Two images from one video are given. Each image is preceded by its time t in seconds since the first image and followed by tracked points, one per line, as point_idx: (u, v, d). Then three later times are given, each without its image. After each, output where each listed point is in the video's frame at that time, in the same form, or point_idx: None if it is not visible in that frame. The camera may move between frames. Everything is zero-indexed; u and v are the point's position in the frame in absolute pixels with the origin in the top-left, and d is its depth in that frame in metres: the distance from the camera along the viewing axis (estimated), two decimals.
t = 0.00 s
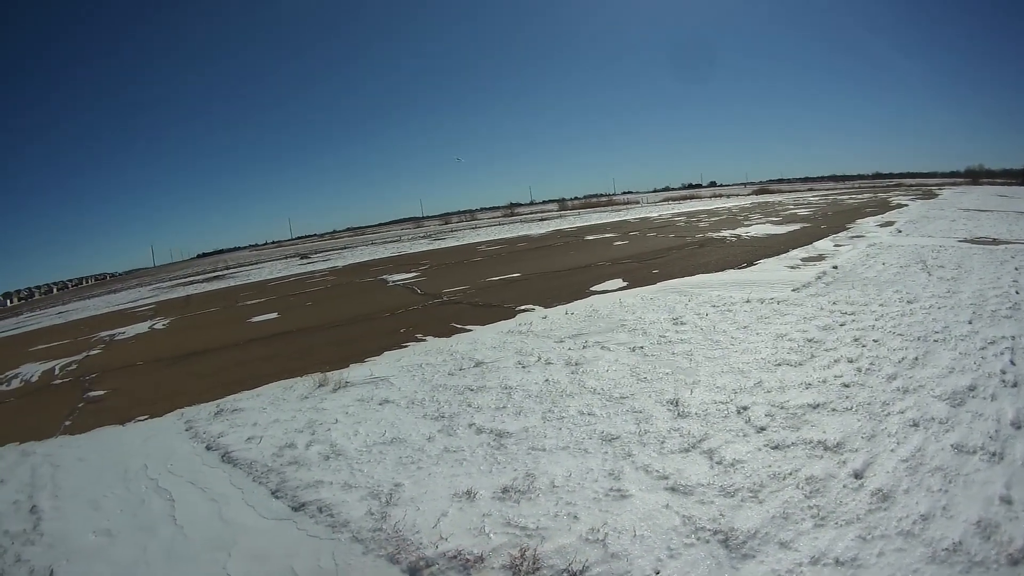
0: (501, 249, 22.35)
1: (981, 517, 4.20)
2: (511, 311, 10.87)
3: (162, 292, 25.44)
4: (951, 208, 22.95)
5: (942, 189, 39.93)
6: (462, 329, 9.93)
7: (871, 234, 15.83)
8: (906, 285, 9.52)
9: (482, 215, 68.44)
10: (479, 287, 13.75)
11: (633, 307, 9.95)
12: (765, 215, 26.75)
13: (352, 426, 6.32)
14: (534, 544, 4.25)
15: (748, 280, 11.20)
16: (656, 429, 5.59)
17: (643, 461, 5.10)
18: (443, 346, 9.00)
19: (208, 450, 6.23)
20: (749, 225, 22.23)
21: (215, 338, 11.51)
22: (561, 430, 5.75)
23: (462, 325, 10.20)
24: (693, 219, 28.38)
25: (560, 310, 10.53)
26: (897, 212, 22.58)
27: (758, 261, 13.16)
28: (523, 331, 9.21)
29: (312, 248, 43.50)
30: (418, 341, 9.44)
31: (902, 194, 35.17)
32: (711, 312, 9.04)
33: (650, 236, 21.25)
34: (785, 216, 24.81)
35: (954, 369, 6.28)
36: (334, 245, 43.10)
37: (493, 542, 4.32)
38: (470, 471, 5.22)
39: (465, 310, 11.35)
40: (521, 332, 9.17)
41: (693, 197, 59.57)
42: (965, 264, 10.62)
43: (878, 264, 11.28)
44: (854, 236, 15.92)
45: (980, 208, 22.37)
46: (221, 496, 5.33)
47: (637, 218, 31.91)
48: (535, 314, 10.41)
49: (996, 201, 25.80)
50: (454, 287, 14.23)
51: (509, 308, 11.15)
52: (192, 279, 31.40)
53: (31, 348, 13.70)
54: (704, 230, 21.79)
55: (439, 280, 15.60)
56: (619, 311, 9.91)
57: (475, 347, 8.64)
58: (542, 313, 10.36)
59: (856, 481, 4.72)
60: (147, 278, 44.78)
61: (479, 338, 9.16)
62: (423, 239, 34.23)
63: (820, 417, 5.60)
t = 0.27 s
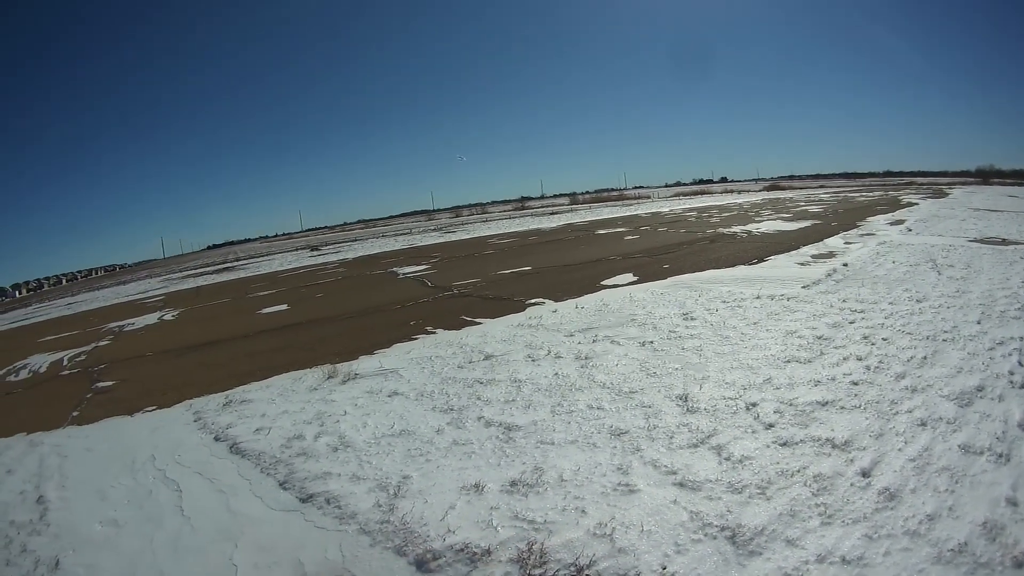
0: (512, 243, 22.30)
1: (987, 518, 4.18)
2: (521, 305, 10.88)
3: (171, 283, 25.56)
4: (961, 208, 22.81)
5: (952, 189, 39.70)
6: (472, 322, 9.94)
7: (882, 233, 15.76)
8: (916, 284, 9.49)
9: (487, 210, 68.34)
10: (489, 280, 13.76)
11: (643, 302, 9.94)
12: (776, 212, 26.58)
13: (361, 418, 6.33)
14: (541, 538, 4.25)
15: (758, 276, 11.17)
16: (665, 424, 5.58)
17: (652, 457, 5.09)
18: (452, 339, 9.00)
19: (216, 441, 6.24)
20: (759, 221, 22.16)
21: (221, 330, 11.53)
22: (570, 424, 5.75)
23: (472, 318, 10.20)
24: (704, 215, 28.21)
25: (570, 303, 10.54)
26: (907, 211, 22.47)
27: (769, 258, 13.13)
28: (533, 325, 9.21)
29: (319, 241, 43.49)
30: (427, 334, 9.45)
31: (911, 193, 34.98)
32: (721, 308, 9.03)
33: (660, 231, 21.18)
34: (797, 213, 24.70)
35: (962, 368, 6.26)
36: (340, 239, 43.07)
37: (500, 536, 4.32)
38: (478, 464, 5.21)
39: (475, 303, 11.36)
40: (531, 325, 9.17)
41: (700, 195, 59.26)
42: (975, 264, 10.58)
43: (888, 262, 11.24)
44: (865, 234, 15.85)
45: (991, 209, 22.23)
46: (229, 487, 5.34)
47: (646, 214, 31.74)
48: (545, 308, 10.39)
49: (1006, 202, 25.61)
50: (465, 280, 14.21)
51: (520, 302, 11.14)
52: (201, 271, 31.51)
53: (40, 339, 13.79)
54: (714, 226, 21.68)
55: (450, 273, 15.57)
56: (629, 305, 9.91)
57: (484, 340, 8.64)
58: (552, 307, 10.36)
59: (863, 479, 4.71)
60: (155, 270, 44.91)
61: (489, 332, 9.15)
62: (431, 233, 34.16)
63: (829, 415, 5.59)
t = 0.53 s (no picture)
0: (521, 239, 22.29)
1: (990, 522, 4.16)
2: (529, 301, 10.89)
3: (177, 276, 25.59)
4: (969, 211, 22.73)
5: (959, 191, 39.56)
6: (479, 318, 9.94)
7: (890, 234, 15.72)
8: (924, 286, 9.47)
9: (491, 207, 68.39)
10: (497, 276, 13.77)
11: (651, 300, 9.93)
12: (783, 212, 26.52)
13: (367, 412, 6.33)
14: (546, 535, 4.25)
15: (766, 275, 11.16)
16: (671, 422, 5.58)
17: (658, 455, 5.09)
18: (460, 334, 9.00)
19: (222, 434, 6.24)
20: (767, 221, 22.14)
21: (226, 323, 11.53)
22: (576, 421, 5.74)
23: (480, 313, 10.20)
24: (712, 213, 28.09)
25: (578, 300, 10.53)
26: (916, 213, 22.39)
27: (777, 257, 13.12)
28: (540, 321, 9.20)
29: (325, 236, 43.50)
30: (435, 329, 9.46)
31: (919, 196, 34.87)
32: (729, 307, 9.02)
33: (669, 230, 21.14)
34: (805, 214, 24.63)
35: (968, 372, 6.24)
36: (347, 234, 43.05)
37: (505, 532, 4.32)
38: (484, 460, 5.21)
39: (483, 299, 11.37)
40: (539, 322, 9.17)
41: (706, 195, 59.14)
42: (982, 267, 10.55)
43: (896, 264, 11.22)
44: (873, 235, 15.81)
45: (998, 212, 22.14)
46: (234, 480, 5.34)
47: (653, 212, 31.62)
48: (553, 304, 10.39)
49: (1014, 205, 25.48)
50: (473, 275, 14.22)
51: (528, 298, 11.13)
52: (207, 264, 31.56)
53: (45, 330, 13.83)
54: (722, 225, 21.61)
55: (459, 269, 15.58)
56: (637, 303, 9.90)
57: (492, 336, 8.64)
58: (560, 304, 10.36)
59: (868, 481, 4.70)
60: (161, 263, 45.00)
61: (497, 327, 9.15)
62: (437, 229, 34.13)
63: (835, 416, 5.58)
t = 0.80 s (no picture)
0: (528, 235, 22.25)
1: (996, 523, 4.14)
2: (537, 296, 10.89)
3: (183, 271, 25.67)
4: (977, 210, 22.63)
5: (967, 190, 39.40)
6: (488, 313, 9.94)
7: (898, 233, 15.67)
8: (931, 285, 9.45)
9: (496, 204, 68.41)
10: (505, 272, 13.78)
11: (660, 296, 9.92)
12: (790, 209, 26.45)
13: (374, 407, 6.33)
14: (554, 531, 4.24)
15: (774, 273, 11.14)
16: (679, 419, 5.57)
17: (665, 452, 5.08)
18: (468, 330, 8.99)
19: (228, 429, 6.24)
20: (775, 218, 22.08)
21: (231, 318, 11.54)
22: (584, 418, 5.73)
23: (488, 309, 10.20)
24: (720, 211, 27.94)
25: (586, 296, 10.53)
26: (923, 211, 22.31)
27: (786, 255, 13.09)
28: (549, 317, 9.20)
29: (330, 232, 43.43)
30: (443, 324, 9.46)
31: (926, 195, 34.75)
32: (737, 304, 9.00)
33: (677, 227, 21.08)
34: (813, 211, 24.55)
35: (975, 371, 6.23)
36: (351, 230, 42.97)
37: (512, 528, 4.31)
38: (491, 455, 5.21)
39: (491, 294, 11.37)
40: (547, 318, 9.16)
41: (719, 188, 58.42)
42: (990, 267, 10.52)
43: (904, 262, 11.20)
44: (880, 233, 15.76)
45: (1006, 211, 22.05)
46: (240, 475, 5.34)
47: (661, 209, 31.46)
48: (561, 300, 10.39)
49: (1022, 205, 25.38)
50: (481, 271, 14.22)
51: (537, 294, 11.14)
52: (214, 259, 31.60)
53: (51, 325, 13.88)
54: (729, 222, 21.52)
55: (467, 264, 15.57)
56: (646, 299, 9.89)
57: (500, 332, 8.64)
58: (568, 300, 10.36)
59: (875, 480, 4.69)
60: (165, 259, 45.02)
61: (505, 323, 9.15)
62: (444, 225, 34.04)
63: (843, 414, 5.56)
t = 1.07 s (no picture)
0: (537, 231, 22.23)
1: (1000, 528, 4.12)
2: (546, 293, 10.89)
3: (190, 263, 25.75)
4: (987, 213, 22.51)
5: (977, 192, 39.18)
6: (496, 309, 9.94)
7: (907, 234, 15.60)
8: (939, 287, 9.44)
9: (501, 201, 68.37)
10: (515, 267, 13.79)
11: (669, 294, 9.91)
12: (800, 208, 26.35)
13: (382, 402, 6.33)
14: (559, 528, 4.24)
15: (783, 272, 11.11)
16: (686, 418, 5.56)
17: (673, 450, 5.07)
18: (477, 325, 8.99)
19: (235, 422, 6.24)
20: (784, 217, 22.00)
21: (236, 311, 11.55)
22: (591, 415, 5.72)
23: (497, 305, 10.20)
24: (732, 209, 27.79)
25: (596, 293, 10.52)
26: (933, 213, 22.19)
27: (796, 254, 13.06)
28: (558, 313, 9.19)
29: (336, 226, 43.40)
30: (451, 319, 9.46)
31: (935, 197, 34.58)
32: (746, 303, 8.98)
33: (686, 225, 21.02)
34: (824, 211, 24.44)
35: (982, 375, 6.21)
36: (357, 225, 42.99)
37: (518, 524, 4.31)
38: (498, 451, 5.21)
39: (501, 290, 11.37)
40: (557, 314, 9.15)
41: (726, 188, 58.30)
42: (999, 270, 10.48)
43: (913, 264, 11.16)
44: (889, 235, 15.70)
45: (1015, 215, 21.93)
46: (247, 468, 5.34)
47: (670, 207, 31.30)
48: (570, 297, 10.38)
49: None
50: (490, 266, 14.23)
51: (545, 290, 11.14)
52: (221, 252, 31.63)
53: (58, 316, 13.95)
54: (738, 221, 21.42)
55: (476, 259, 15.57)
56: (655, 297, 9.88)
57: (509, 327, 8.63)
58: (577, 296, 10.35)
59: (881, 482, 4.67)
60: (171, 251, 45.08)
61: (514, 319, 9.15)
62: (452, 219, 33.95)
63: (850, 415, 5.54)
